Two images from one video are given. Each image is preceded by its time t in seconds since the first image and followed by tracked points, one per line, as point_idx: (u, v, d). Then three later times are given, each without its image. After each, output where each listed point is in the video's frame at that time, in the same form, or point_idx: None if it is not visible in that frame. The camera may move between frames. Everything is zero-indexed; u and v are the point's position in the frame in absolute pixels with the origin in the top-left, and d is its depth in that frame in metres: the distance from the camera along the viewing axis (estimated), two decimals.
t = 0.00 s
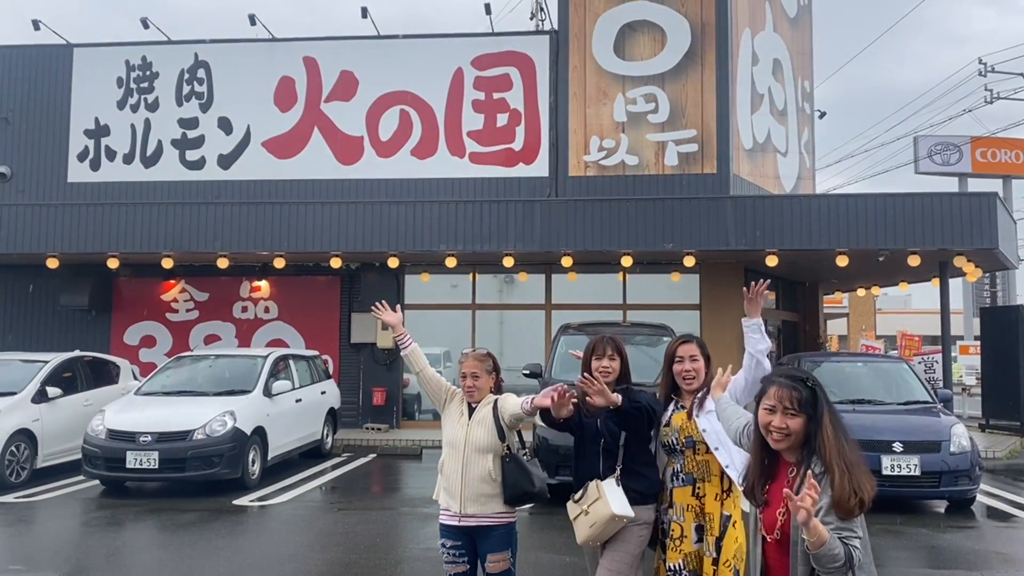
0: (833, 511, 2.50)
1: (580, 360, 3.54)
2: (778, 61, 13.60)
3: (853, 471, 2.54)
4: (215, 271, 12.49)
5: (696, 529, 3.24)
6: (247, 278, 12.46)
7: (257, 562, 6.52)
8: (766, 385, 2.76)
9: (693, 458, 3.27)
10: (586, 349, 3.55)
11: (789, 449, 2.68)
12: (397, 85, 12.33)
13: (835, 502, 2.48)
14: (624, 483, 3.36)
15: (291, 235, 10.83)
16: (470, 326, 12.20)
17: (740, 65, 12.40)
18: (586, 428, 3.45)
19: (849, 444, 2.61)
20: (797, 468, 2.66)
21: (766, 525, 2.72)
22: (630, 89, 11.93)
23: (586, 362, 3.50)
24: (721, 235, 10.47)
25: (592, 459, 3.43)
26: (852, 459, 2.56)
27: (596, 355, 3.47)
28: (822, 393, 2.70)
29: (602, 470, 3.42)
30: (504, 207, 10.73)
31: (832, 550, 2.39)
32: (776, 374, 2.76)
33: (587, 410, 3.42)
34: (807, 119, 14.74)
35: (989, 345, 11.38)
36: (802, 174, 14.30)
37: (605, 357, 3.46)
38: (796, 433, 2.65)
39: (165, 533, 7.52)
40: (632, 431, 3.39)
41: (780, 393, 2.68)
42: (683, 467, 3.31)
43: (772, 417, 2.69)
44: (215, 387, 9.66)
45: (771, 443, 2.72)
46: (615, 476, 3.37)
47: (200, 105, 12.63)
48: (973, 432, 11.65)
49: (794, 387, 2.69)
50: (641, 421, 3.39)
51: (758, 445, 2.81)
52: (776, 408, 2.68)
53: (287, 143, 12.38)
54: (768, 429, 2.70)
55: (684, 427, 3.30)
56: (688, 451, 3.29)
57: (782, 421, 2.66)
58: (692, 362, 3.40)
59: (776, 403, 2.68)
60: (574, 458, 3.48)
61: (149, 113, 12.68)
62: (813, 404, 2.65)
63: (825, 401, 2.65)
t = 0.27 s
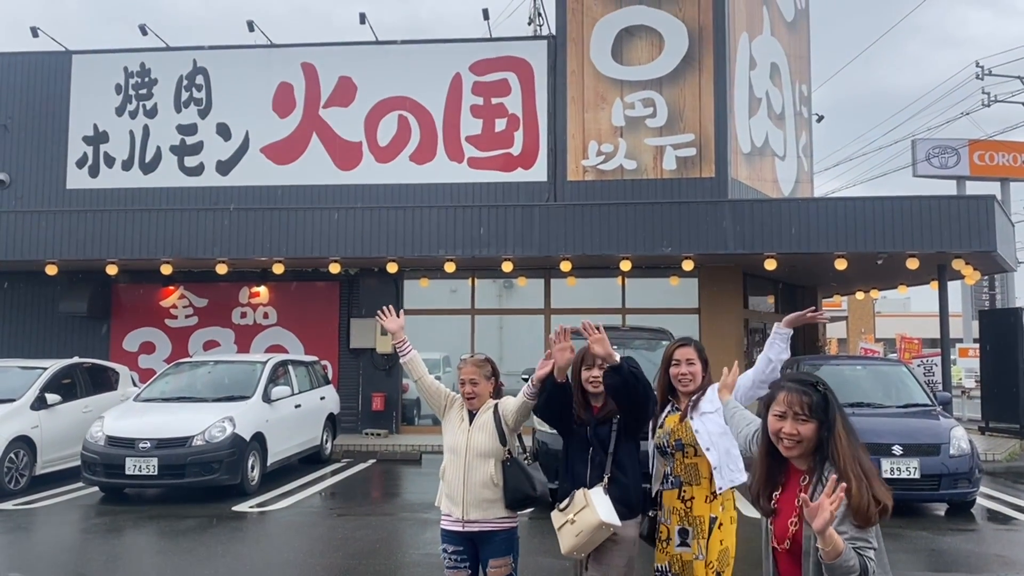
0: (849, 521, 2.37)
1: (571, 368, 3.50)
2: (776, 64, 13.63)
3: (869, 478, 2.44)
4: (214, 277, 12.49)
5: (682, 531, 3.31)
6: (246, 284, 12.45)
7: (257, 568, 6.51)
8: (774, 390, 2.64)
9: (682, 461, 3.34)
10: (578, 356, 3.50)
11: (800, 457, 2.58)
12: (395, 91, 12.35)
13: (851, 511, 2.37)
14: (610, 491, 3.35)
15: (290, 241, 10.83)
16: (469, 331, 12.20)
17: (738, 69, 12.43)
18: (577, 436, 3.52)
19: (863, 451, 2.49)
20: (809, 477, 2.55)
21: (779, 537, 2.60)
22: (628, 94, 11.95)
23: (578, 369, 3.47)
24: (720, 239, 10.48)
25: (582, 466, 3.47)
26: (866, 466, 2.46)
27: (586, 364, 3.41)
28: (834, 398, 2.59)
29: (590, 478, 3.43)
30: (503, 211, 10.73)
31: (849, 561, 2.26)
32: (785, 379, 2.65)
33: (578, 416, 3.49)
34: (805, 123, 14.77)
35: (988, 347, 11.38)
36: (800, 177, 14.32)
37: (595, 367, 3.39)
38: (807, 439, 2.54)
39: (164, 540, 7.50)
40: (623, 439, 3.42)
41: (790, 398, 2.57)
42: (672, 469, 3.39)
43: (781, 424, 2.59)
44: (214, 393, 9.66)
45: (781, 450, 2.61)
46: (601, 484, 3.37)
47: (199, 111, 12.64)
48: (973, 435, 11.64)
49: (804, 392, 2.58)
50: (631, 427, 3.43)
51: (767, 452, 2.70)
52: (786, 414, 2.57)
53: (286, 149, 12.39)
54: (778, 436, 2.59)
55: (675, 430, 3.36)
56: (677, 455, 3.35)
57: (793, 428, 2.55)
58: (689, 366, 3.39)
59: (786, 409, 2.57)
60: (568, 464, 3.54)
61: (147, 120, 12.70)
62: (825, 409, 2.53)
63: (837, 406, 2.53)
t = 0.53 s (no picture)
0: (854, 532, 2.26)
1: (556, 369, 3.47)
2: (772, 68, 13.66)
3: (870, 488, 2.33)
4: (211, 283, 12.48)
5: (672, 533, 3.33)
6: (243, 289, 12.44)
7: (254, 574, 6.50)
8: (770, 396, 2.54)
9: (676, 465, 3.39)
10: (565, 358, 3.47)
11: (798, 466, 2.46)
12: (392, 96, 12.36)
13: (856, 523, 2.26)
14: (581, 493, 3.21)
15: (287, 246, 10.83)
16: (467, 336, 12.19)
17: (734, 72, 12.46)
18: (554, 440, 3.41)
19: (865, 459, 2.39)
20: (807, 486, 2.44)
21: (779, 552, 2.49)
22: (624, 98, 11.96)
23: (561, 371, 3.42)
24: (717, 242, 10.49)
25: (556, 469, 3.36)
26: (867, 475, 2.35)
27: (571, 364, 3.37)
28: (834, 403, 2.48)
29: (564, 481, 3.31)
30: (500, 215, 10.74)
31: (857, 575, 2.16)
32: (781, 384, 2.55)
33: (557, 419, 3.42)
34: (801, 126, 14.81)
35: (985, 349, 11.39)
36: (796, 180, 14.35)
37: (580, 366, 3.36)
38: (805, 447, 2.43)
39: (161, 546, 7.48)
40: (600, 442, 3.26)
41: (787, 404, 2.46)
42: (666, 473, 3.42)
43: (779, 430, 2.48)
44: (211, 399, 9.64)
45: (777, 458, 2.49)
46: (571, 486, 3.23)
47: (195, 116, 12.64)
48: (970, 437, 11.65)
49: (803, 398, 2.47)
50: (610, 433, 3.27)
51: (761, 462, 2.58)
52: (784, 422, 2.46)
53: (282, 154, 12.39)
54: (774, 444, 2.48)
55: (670, 434, 3.40)
56: (672, 458, 3.39)
57: (791, 434, 2.44)
58: (681, 371, 3.45)
59: (783, 415, 2.46)
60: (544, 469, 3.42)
61: (144, 125, 12.70)
62: (825, 415, 2.42)
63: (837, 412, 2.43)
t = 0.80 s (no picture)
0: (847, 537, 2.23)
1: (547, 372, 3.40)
2: (767, 72, 13.69)
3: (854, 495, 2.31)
4: (208, 288, 12.47)
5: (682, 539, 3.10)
6: (239, 294, 12.43)
7: None
8: (755, 399, 2.49)
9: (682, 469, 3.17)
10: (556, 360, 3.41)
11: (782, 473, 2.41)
12: (388, 100, 12.37)
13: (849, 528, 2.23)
14: (572, 501, 3.20)
15: (283, 251, 10.83)
16: (464, 340, 12.19)
17: (729, 76, 12.48)
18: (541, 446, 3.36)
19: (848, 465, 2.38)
20: (791, 493, 2.39)
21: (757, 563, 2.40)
22: (620, 102, 11.98)
23: (552, 375, 3.36)
24: (713, 246, 10.50)
25: (544, 476, 3.31)
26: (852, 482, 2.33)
27: (565, 367, 3.32)
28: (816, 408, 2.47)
29: (552, 488, 3.27)
30: (496, 220, 10.75)
31: None
32: (766, 388, 2.51)
33: (545, 425, 3.36)
34: (797, 130, 14.84)
35: (981, 351, 11.41)
36: (792, 184, 14.37)
37: (574, 371, 3.31)
38: (791, 452, 2.38)
39: (158, 552, 7.46)
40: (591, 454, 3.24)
41: (774, 407, 2.42)
42: (671, 478, 3.19)
43: (763, 435, 2.42)
44: (207, 405, 9.62)
45: (761, 464, 2.42)
46: (561, 493, 3.19)
47: (191, 122, 12.65)
48: (967, 439, 11.66)
49: (788, 403, 2.43)
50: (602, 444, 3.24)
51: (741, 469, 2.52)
52: (771, 426, 2.41)
53: (278, 159, 12.39)
54: (758, 449, 2.43)
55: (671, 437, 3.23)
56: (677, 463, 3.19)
57: (777, 439, 2.39)
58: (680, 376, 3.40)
59: (769, 419, 2.41)
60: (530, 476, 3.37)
61: (140, 131, 12.69)
62: (812, 421, 2.40)
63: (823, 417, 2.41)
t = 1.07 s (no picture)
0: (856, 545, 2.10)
1: (540, 371, 3.39)
2: (761, 76, 13.73)
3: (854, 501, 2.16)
4: (203, 293, 12.45)
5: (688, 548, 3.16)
6: (234, 299, 12.41)
7: None
8: (743, 403, 2.29)
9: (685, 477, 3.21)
10: (549, 358, 3.42)
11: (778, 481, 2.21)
12: (384, 105, 12.37)
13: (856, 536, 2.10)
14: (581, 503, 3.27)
15: (279, 255, 10.82)
16: (460, 344, 12.18)
17: (724, 80, 12.51)
18: (540, 449, 3.32)
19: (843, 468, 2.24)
20: (787, 502, 2.20)
21: None
22: (615, 106, 12.00)
23: (548, 373, 3.35)
24: (708, 249, 10.52)
25: (546, 479, 3.29)
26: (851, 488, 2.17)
27: (561, 366, 3.34)
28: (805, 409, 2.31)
29: (558, 491, 3.29)
30: (492, 224, 10.75)
31: None
32: (753, 390, 2.32)
33: (541, 424, 3.33)
34: (791, 133, 14.88)
35: (976, 354, 11.43)
36: (787, 188, 14.40)
37: (570, 369, 3.34)
38: (787, 459, 2.19)
39: (153, 558, 7.44)
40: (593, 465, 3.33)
41: (766, 410, 2.23)
42: (674, 485, 3.24)
43: (758, 441, 2.22)
44: (203, 410, 9.60)
45: (755, 471, 2.22)
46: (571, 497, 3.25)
47: (186, 126, 12.64)
48: (962, 442, 11.68)
49: (780, 404, 2.24)
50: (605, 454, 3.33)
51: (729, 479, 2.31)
52: (768, 430, 2.21)
53: (274, 164, 12.39)
54: (750, 457, 2.23)
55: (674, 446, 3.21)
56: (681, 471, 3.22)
57: (772, 444, 2.20)
58: (677, 380, 3.47)
59: (762, 423, 2.22)
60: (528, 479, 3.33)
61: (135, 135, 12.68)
62: (806, 423, 2.23)
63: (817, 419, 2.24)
